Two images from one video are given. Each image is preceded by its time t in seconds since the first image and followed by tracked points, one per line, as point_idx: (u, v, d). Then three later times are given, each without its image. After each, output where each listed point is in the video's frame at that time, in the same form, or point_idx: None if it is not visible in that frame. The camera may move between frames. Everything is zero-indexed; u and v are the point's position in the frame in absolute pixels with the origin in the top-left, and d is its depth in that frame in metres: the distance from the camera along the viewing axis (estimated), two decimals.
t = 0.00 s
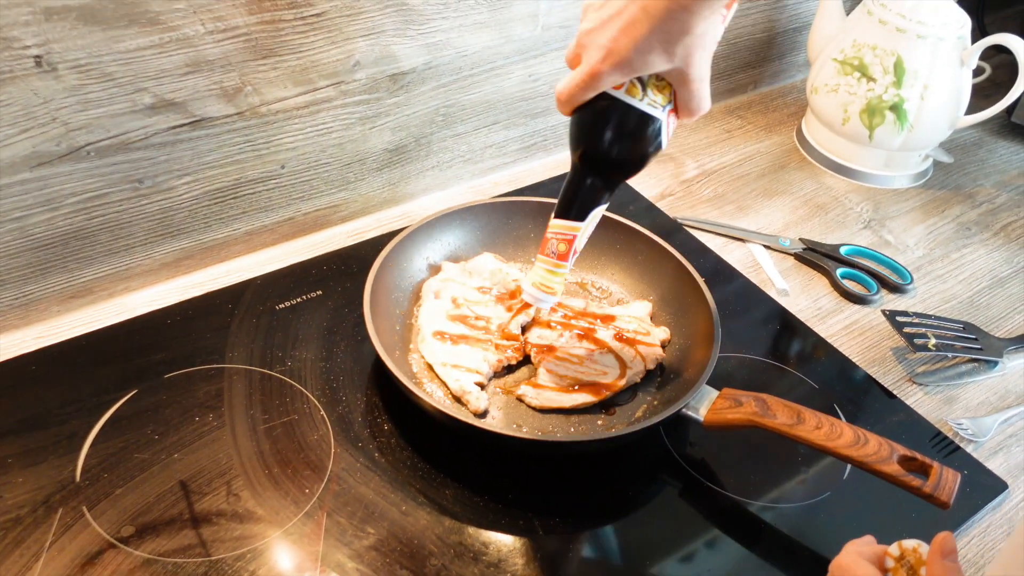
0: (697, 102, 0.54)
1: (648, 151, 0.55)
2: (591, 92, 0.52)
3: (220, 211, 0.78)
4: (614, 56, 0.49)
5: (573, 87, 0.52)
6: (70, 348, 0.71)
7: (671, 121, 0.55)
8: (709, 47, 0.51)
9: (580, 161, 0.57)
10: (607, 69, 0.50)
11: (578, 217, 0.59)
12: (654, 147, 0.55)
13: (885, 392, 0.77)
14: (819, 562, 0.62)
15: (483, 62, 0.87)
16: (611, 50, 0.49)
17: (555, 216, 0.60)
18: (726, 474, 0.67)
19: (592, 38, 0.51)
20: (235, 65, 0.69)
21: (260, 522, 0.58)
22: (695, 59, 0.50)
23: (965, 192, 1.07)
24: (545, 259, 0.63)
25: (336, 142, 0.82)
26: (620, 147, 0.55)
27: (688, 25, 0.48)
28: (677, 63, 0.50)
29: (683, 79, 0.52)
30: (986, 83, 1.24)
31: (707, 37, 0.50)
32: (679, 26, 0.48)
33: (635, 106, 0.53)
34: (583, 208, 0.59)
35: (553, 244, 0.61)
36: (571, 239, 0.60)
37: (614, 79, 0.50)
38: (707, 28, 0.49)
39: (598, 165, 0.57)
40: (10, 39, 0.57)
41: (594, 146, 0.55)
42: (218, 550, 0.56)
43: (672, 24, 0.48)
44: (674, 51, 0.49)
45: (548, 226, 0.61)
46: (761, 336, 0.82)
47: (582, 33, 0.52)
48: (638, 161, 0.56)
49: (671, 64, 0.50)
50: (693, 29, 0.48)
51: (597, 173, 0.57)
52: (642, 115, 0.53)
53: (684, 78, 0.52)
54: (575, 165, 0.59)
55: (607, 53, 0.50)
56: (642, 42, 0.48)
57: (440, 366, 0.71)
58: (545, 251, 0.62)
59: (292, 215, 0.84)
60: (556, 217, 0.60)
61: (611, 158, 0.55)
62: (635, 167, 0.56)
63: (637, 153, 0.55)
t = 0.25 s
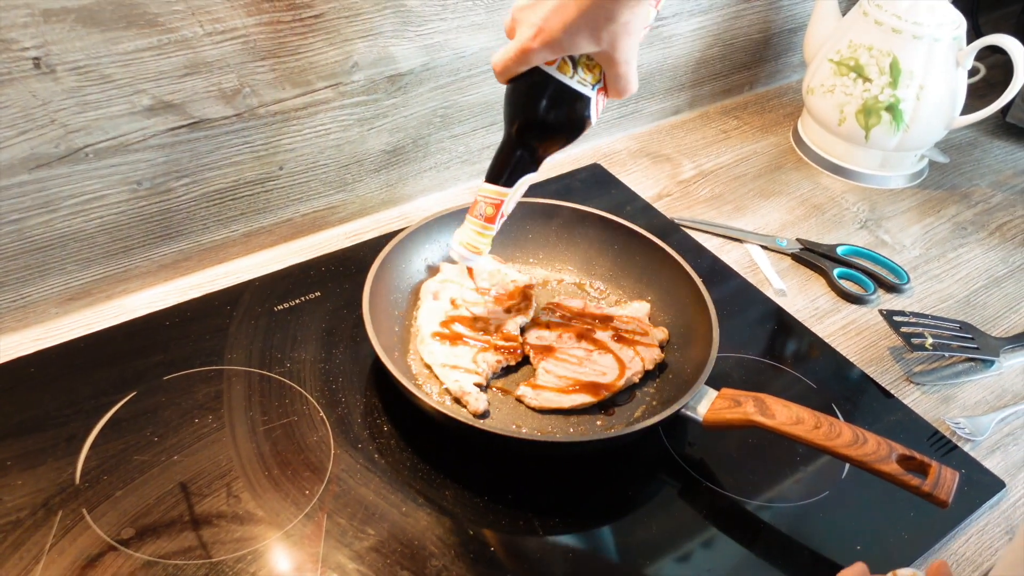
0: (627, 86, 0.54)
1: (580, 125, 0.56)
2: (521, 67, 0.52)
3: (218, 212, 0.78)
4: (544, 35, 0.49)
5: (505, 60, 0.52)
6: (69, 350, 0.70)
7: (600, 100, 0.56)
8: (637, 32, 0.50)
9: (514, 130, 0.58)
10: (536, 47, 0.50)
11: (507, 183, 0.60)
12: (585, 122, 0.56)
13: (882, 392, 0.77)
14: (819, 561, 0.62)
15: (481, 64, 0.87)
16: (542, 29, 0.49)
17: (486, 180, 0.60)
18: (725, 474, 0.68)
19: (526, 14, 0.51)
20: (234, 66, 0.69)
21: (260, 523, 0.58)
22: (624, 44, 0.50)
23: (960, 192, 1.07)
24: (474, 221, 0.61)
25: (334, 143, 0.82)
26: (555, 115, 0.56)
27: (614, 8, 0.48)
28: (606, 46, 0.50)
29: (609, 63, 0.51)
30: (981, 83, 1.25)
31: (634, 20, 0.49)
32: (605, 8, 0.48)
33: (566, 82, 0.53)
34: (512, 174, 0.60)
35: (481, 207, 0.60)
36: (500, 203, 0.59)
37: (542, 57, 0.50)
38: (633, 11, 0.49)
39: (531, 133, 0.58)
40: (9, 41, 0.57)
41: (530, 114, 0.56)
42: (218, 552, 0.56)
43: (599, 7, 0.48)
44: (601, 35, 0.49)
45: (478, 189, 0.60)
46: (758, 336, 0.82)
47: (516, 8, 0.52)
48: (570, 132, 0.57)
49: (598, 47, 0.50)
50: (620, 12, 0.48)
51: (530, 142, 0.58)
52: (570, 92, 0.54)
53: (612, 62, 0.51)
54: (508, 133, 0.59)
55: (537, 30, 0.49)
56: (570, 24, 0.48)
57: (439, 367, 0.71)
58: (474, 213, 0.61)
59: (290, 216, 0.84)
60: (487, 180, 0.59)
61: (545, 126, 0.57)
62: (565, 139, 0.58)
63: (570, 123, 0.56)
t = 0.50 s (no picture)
0: (637, 60, 0.57)
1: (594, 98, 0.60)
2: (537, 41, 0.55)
3: (213, 214, 0.78)
4: (558, 12, 0.52)
5: (524, 35, 0.55)
6: (63, 353, 0.70)
7: (614, 73, 0.59)
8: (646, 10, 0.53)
9: (533, 102, 0.61)
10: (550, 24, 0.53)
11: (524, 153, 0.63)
12: (598, 94, 0.59)
13: (877, 389, 0.78)
14: (816, 558, 0.62)
15: (476, 63, 0.87)
16: (556, 6, 0.52)
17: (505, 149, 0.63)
18: (721, 473, 0.68)
19: None
20: (228, 67, 0.69)
21: (258, 525, 0.58)
22: (633, 22, 0.53)
23: (953, 190, 1.08)
24: (492, 187, 0.63)
25: (329, 144, 0.81)
26: (572, 86, 0.59)
27: None
28: (616, 24, 0.53)
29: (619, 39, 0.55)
30: (973, 81, 1.25)
31: None
32: None
33: (581, 56, 0.57)
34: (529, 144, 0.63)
35: (499, 173, 0.62)
36: (517, 171, 0.61)
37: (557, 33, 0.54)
38: None
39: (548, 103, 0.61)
40: (2, 43, 0.57)
41: (549, 86, 0.59)
42: (216, 554, 0.56)
43: None
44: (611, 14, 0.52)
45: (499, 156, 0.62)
46: (753, 334, 0.82)
47: None
48: (583, 103, 0.60)
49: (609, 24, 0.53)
50: None
51: (549, 114, 0.61)
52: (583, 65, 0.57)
53: (624, 37, 0.54)
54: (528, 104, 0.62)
55: (551, 8, 0.53)
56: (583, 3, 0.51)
57: (435, 367, 0.71)
58: (492, 180, 0.63)
59: (285, 217, 0.84)
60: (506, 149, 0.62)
61: (562, 98, 0.60)
62: (581, 110, 0.61)
63: (584, 95, 0.59)
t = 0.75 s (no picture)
0: (759, 88, 0.56)
1: (713, 137, 0.59)
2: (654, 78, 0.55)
3: (210, 215, 0.78)
4: (674, 40, 0.52)
5: (638, 73, 0.55)
6: (61, 354, 0.70)
7: (733, 106, 0.58)
8: (767, 30, 0.52)
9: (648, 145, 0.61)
10: (668, 53, 0.52)
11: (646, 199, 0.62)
12: (718, 131, 0.58)
13: (872, 388, 0.78)
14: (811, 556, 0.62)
15: (472, 65, 0.87)
16: (671, 35, 0.52)
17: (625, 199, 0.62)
18: (718, 472, 0.68)
19: (654, 24, 0.54)
20: (225, 69, 0.69)
21: (257, 526, 0.58)
22: (755, 42, 0.52)
23: (947, 190, 1.08)
24: (614, 238, 0.63)
25: (326, 145, 0.82)
26: (689, 127, 0.58)
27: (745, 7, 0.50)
28: (736, 47, 0.52)
29: (742, 64, 0.54)
30: (965, 82, 1.26)
31: (763, 17, 0.51)
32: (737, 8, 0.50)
33: (699, 89, 0.56)
34: (650, 190, 0.62)
35: (621, 224, 0.62)
36: (638, 220, 0.61)
37: (676, 63, 0.53)
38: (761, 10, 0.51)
39: (663, 146, 0.60)
40: None
41: (664, 128, 0.59)
42: (215, 555, 0.56)
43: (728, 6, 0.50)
44: (732, 34, 0.51)
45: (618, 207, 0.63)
46: (749, 334, 0.83)
47: (643, 22, 0.55)
48: (703, 142, 0.59)
49: (729, 45, 0.52)
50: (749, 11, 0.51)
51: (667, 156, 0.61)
52: (698, 99, 0.57)
53: (743, 62, 0.54)
54: (643, 150, 0.62)
55: (667, 38, 0.52)
56: (698, 27, 0.51)
57: (433, 368, 0.71)
58: (614, 231, 0.63)
59: (281, 218, 0.84)
60: (626, 199, 0.62)
61: (678, 143, 0.59)
62: (694, 154, 0.60)
63: (704, 134, 0.58)
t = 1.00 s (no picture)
0: (761, 122, 0.60)
1: (701, 170, 0.62)
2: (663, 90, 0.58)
3: (207, 216, 0.78)
4: (694, 54, 0.55)
5: (651, 82, 0.58)
6: (58, 355, 0.70)
7: (732, 139, 0.61)
8: (783, 67, 0.56)
9: (640, 159, 0.63)
10: (684, 66, 0.56)
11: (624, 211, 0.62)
12: (712, 160, 0.61)
13: (869, 389, 0.78)
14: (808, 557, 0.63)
15: (470, 66, 0.87)
16: (693, 49, 0.55)
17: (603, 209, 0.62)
18: (716, 473, 0.68)
19: (679, 38, 0.58)
20: (223, 69, 0.69)
21: (255, 527, 0.58)
22: (770, 75, 0.56)
23: (942, 192, 1.09)
24: (585, 245, 0.62)
25: (323, 146, 0.82)
26: (683, 150, 0.61)
27: (767, 36, 0.53)
28: (752, 72, 0.55)
29: (749, 93, 0.57)
30: (960, 84, 1.27)
31: (783, 53, 0.55)
32: (758, 35, 0.53)
33: (705, 112, 0.59)
34: (631, 203, 0.63)
35: (595, 230, 0.61)
36: (614, 230, 0.61)
37: (688, 77, 0.56)
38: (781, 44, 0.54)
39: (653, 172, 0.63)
40: None
41: (661, 146, 0.61)
42: (213, 556, 0.56)
43: (752, 33, 0.53)
44: (748, 62, 0.55)
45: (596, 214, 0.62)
46: (745, 335, 0.83)
47: (671, 35, 0.59)
48: (695, 168, 0.62)
49: (744, 72, 0.55)
50: (769, 44, 0.54)
51: (658, 174, 0.63)
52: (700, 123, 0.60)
53: (755, 92, 0.57)
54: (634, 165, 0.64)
55: (687, 51, 0.55)
56: (720, 46, 0.54)
57: (431, 369, 0.71)
58: (586, 237, 0.62)
59: (279, 219, 0.84)
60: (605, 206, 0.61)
61: (669, 170, 0.62)
62: (685, 180, 0.63)
63: (696, 159, 0.61)
